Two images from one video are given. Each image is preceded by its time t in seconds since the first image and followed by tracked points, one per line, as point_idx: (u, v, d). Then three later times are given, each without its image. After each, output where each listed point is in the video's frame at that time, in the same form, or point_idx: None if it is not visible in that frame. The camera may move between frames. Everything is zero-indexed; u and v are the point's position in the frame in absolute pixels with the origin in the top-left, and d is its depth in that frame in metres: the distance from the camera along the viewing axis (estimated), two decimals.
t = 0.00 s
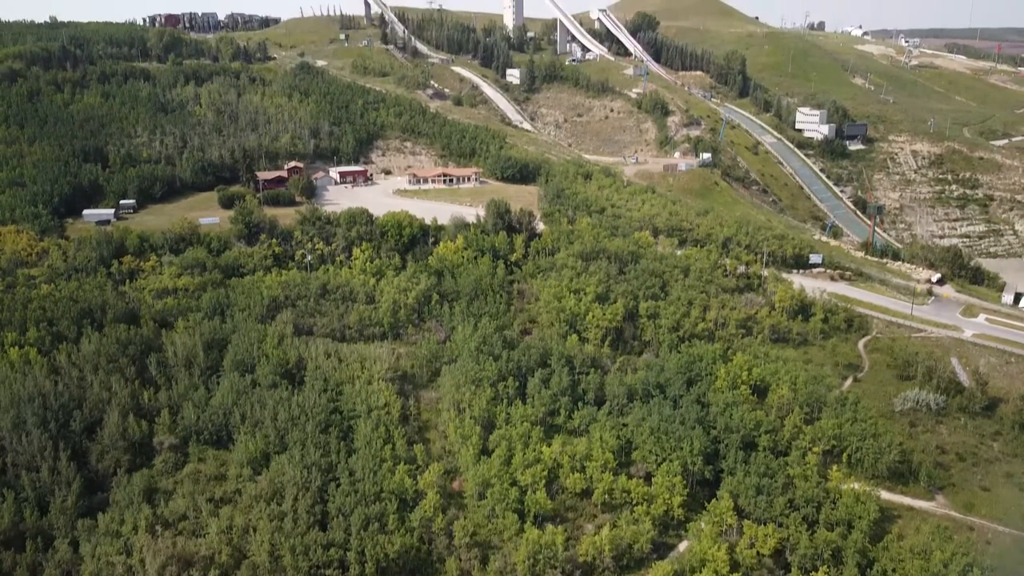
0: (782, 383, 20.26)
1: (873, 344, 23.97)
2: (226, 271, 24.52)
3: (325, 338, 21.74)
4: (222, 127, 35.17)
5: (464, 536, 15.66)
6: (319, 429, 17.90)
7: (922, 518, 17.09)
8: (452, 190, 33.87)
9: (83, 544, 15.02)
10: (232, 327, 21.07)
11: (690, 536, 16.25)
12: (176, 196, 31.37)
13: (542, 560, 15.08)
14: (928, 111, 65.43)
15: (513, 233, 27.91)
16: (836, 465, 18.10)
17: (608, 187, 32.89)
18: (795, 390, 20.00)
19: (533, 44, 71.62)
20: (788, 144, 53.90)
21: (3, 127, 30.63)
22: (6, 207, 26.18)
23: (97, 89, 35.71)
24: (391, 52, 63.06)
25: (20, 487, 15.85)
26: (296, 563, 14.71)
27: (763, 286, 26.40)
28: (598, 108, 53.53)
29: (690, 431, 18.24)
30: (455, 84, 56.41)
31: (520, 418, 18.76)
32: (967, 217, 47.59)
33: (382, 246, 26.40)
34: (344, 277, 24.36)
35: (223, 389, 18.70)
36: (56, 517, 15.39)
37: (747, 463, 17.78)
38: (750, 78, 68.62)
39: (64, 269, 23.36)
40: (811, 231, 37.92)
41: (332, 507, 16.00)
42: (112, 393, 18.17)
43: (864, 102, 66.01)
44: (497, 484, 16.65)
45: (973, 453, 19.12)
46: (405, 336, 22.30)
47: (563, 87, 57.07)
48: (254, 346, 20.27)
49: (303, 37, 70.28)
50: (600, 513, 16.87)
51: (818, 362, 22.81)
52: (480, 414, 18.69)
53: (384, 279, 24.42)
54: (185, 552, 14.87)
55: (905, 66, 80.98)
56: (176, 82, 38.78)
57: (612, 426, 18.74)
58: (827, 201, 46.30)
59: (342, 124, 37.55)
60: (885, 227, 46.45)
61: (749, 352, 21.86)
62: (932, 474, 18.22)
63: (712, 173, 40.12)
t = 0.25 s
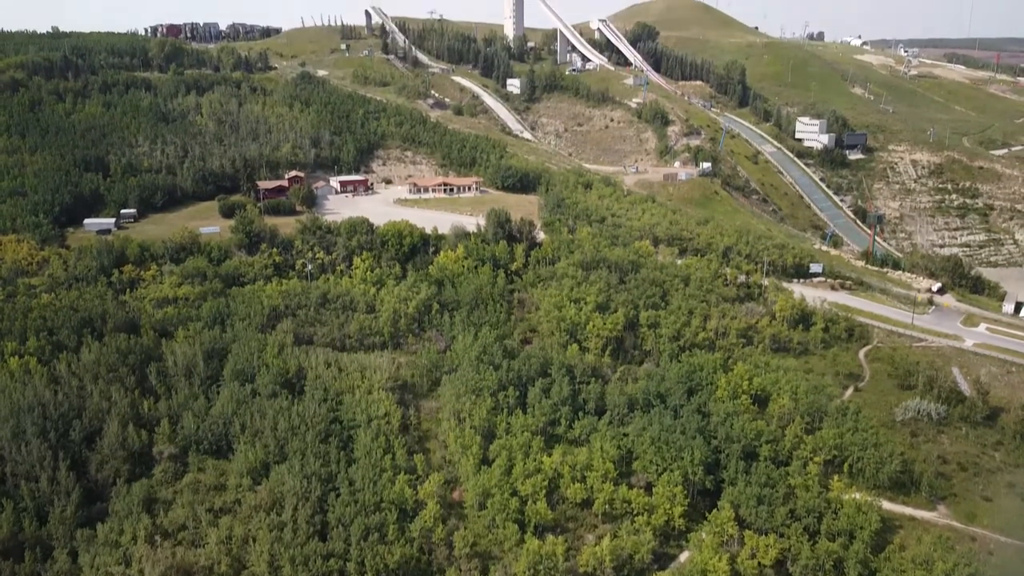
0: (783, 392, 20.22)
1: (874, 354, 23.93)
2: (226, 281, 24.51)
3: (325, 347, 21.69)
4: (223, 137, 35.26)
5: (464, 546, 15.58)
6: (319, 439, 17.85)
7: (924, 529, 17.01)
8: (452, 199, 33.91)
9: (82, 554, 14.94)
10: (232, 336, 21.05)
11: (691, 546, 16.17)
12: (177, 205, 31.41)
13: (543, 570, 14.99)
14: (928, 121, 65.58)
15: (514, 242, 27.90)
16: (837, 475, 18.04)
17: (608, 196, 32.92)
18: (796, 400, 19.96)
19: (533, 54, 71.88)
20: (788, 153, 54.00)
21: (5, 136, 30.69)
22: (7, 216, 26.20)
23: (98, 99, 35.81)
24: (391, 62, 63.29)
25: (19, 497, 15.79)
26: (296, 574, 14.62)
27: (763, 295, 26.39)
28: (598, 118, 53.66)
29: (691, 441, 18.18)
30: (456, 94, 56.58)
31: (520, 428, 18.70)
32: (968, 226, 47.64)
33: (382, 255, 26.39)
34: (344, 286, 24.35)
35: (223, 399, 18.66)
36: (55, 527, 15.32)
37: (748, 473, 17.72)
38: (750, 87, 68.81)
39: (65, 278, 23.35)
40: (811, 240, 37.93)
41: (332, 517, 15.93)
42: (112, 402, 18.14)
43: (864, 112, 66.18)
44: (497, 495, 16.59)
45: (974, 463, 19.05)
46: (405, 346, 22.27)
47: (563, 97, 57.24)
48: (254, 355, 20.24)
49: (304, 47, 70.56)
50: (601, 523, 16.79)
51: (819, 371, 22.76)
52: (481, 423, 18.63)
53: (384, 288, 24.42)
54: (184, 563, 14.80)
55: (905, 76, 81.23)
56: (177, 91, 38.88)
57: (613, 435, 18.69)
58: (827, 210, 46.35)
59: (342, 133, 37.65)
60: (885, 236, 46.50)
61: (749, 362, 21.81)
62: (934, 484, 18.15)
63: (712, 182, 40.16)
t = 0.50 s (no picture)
0: (783, 402, 20.18)
1: (874, 363, 23.90)
2: (227, 290, 24.50)
3: (325, 357, 21.66)
4: (224, 147, 35.36)
5: (464, 557, 15.51)
6: (318, 449, 17.79)
7: (926, 539, 16.94)
8: (453, 209, 33.96)
9: (80, 565, 14.87)
10: (232, 346, 21.03)
11: (691, 557, 16.10)
12: (178, 215, 31.44)
13: None
14: (927, 130, 65.72)
15: (514, 251, 27.90)
16: (838, 485, 17.99)
17: (608, 205, 32.97)
18: (796, 410, 19.91)
19: (534, 64, 72.12)
20: (788, 163, 54.09)
21: (6, 146, 30.76)
22: (8, 226, 26.23)
23: (100, 109, 35.90)
24: (392, 72, 63.53)
25: (18, 507, 15.71)
26: None
27: (764, 304, 26.38)
28: (598, 127, 53.80)
29: (691, 451, 18.13)
30: (456, 104, 56.77)
31: (520, 438, 18.64)
32: (968, 236, 47.69)
33: (383, 264, 26.39)
34: (345, 295, 24.35)
35: (223, 408, 18.62)
36: (53, 537, 15.24)
37: (748, 483, 17.66)
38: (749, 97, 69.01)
39: (65, 287, 23.34)
40: (811, 250, 37.95)
41: (331, 527, 15.87)
42: (112, 412, 18.09)
43: (863, 122, 66.35)
44: (497, 505, 16.52)
45: (976, 473, 19.00)
46: (405, 355, 22.24)
47: (563, 107, 57.41)
48: (254, 365, 20.20)
49: (305, 58, 70.83)
50: (601, 534, 16.71)
51: (820, 381, 22.72)
52: (481, 433, 18.57)
53: (384, 297, 24.42)
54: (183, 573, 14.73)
55: (904, 86, 81.51)
56: (178, 101, 38.99)
57: (613, 445, 18.64)
58: (827, 219, 46.40)
59: (343, 143, 37.74)
60: (885, 246, 46.55)
61: (749, 372, 21.77)
62: (935, 494, 18.09)
63: (712, 192, 40.21)
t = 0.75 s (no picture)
0: (784, 412, 20.12)
1: (875, 373, 23.86)
2: (227, 299, 24.49)
3: (325, 366, 21.61)
4: (224, 156, 35.42)
5: (464, 567, 15.44)
6: (318, 458, 17.74)
7: (928, 549, 16.87)
8: (453, 218, 33.99)
9: None
10: (232, 355, 20.99)
11: (693, 567, 16.02)
12: (179, 224, 31.47)
13: None
14: (927, 140, 65.85)
15: (514, 261, 27.90)
16: (839, 495, 17.93)
17: (609, 215, 33.01)
18: (797, 420, 19.86)
19: (534, 74, 72.33)
20: (788, 172, 54.17)
21: (7, 155, 30.81)
22: (9, 235, 26.25)
23: (101, 119, 35.99)
24: (393, 82, 63.74)
25: (16, 517, 15.65)
26: None
27: (764, 313, 26.36)
28: (598, 137, 53.92)
29: (692, 460, 18.08)
30: (456, 113, 56.91)
31: (521, 448, 18.58)
32: (968, 245, 47.73)
33: (383, 273, 26.39)
34: (345, 305, 24.33)
35: (223, 418, 18.57)
36: (52, 548, 15.17)
37: (749, 493, 17.60)
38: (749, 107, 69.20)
39: (65, 296, 23.33)
40: (812, 259, 37.96)
41: (331, 537, 15.80)
42: (111, 421, 18.05)
43: (863, 131, 66.49)
44: (497, 515, 16.46)
45: (977, 483, 18.93)
46: (406, 364, 22.20)
47: (563, 116, 57.55)
48: (254, 374, 20.17)
49: (306, 67, 71.08)
50: (602, 544, 16.64)
51: (820, 391, 22.67)
52: (481, 443, 18.51)
53: (385, 306, 24.41)
54: None
55: (903, 96, 81.73)
56: (179, 111, 39.09)
57: (614, 455, 18.58)
58: (827, 229, 46.44)
59: (343, 152, 37.82)
60: (885, 255, 46.59)
61: (750, 381, 21.72)
62: (937, 504, 18.03)
63: (713, 201, 40.26)
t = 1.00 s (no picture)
0: (785, 422, 20.07)
1: (876, 382, 23.81)
2: (227, 308, 24.48)
3: (326, 375, 21.56)
4: (225, 165, 35.48)
5: None
6: (318, 468, 17.69)
7: (930, 560, 16.80)
8: (453, 227, 34.03)
9: None
10: (232, 364, 20.95)
11: None
12: (179, 233, 31.49)
13: None
14: (926, 149, 65.99)
15: (514, 270, 27.91)
16: (840, 505, 17.86)
17: (609, 224, 33.04)
18: (798, 429, 19.80)
19: (534, 83, 72.56)
20: (788, 182, 54.24)
21: (9, 165, 30.85)
22: (9, 244, 26.26)
23: (102, 128, 36.07)
24: (393, 91, 63.93)
25: (15, 527, 15.59)
26: None
27: (765, 323, 26.35)
28: (598, 146, 54.05)
29: (693, 470, 18.03)
30: (456, 123, 57.04)
31: (521, 457, 18.53)
32: (968, 255, 47.77)
33: (383, 283, 26.39)
34: (345, 314, 24.32)
35: (223, 427, 18.53)
36: (51, 558, 15.11)
37: (750, 502, 17.55)
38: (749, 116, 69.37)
39: (66, 305, 23.32)
40: (812, 268, 37.98)
41: (331, 547, 15.73)
42: (111, 431, 18.01)
43: (863, 141, 66.64)
44: (497, 525, 16.39)
45: (979, 493, 18.87)
46: (406, 374, 22.15)
47: (564, 126, 57.69)
48: (254, 383, 20.13)
49: (307, 77, 71.32)
50: (603, 554, 16.57)
51: (821, 400, 22.60)
52: (481, 452, 18.45)
53: (385, 316, 24.38)
54: None
55: (903, 105, 81.96)
56: (180, 120, 39.19)
57: (614, 465, 18.53)
58: (827, 238, 46.48)
59: (344, 161, 37.90)
60: (885, 265, 46.62)
61: (751, 391, 21.67)
62: (938, 514, 17.98)
63: (713, 210, 40.32)
